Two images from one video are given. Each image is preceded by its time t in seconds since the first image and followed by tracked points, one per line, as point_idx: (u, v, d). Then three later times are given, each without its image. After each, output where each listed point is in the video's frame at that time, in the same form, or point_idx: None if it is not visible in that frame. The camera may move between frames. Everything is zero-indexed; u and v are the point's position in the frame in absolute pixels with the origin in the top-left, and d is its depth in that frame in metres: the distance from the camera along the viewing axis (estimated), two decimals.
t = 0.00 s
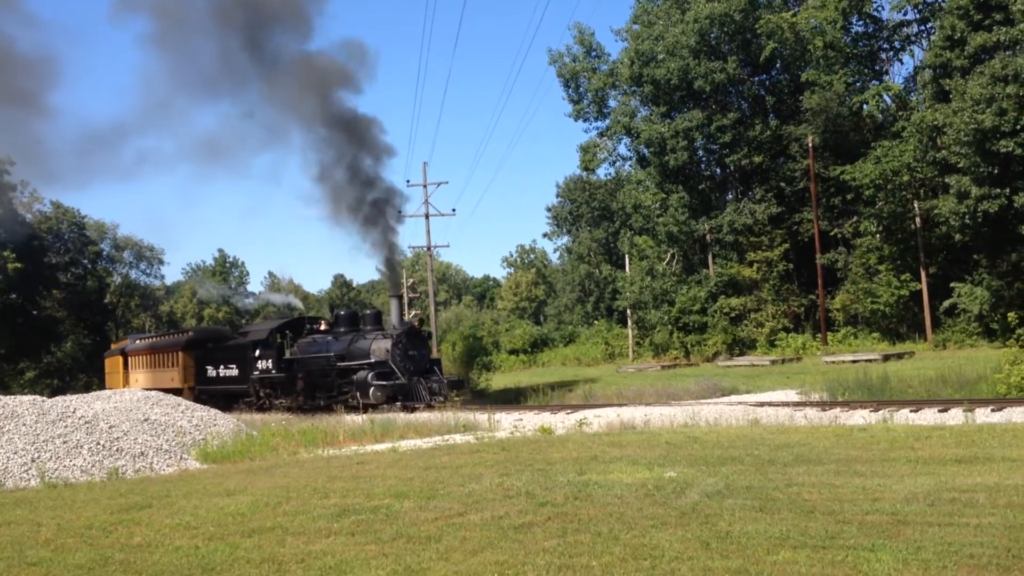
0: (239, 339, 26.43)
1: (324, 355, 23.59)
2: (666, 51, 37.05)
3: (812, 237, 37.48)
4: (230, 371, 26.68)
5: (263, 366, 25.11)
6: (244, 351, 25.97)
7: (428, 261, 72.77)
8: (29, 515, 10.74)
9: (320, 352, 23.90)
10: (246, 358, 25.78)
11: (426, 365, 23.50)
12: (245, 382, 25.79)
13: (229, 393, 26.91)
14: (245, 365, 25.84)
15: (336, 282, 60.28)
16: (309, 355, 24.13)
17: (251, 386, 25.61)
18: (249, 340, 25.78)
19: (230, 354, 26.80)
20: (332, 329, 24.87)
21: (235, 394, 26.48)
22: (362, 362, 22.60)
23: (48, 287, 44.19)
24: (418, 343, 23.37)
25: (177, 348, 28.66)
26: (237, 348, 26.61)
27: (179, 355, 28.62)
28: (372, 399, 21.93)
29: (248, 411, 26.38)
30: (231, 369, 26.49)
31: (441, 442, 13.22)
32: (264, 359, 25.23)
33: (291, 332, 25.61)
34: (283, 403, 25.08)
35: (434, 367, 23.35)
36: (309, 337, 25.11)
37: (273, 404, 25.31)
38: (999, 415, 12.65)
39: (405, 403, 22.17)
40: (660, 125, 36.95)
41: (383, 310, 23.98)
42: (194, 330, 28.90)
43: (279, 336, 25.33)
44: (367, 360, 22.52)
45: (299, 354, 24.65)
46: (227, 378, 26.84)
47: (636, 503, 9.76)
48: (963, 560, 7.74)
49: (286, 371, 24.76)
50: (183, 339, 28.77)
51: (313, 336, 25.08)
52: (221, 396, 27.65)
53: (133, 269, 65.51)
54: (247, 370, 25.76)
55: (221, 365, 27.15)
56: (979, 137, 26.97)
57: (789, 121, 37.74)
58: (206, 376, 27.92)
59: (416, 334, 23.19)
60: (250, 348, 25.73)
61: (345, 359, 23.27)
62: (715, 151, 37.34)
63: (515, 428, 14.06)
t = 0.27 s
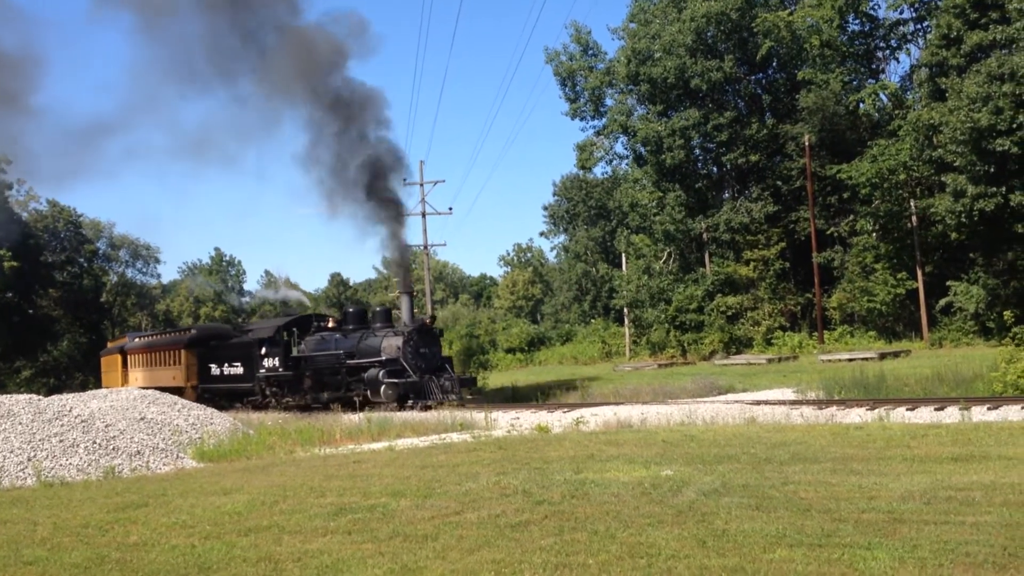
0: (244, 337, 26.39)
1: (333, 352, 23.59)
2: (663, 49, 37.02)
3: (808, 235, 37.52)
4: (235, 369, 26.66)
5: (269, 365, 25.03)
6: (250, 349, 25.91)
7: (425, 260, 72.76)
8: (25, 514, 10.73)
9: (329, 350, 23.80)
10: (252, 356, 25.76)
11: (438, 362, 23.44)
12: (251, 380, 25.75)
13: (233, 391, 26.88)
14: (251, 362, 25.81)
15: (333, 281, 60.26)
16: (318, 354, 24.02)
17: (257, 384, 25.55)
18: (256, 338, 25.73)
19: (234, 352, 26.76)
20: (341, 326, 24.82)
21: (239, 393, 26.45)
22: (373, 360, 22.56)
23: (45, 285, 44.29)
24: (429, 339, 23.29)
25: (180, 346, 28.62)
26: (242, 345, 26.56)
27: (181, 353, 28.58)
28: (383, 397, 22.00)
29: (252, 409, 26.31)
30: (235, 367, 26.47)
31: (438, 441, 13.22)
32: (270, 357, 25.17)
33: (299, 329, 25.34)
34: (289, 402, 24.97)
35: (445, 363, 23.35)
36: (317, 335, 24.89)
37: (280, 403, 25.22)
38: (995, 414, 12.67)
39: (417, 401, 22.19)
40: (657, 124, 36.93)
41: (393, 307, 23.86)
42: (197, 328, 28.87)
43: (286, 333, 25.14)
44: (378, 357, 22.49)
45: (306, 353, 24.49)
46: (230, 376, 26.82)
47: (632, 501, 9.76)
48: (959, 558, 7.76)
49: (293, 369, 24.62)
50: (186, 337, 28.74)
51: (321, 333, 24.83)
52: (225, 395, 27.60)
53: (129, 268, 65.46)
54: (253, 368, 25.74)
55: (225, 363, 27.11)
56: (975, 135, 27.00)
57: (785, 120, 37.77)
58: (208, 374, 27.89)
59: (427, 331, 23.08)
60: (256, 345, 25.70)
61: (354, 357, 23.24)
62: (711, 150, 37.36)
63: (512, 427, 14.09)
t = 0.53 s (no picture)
0: (249, 333, 26.47)
1: (342, 348, 23.35)
2: (659, 46, 36.92)
3: (805, 232, 37.55)
4: (240, 365, 26.78)
5: (275, 361, 25.13)
6: (256, 345, 26.00)
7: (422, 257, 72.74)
8: (22, 511, 10.73)
9: (336, 346, 23.62)
10: (258, 353, 25.87)
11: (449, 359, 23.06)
12: (257, 377, 25.87)
13: (238, 387, 27.00)
14: (257, 359, 25.93)
15: (329, 279, 60.24)
16: (326, 349, 23.87)
17: (263, 380, 25.71)
18: (262, 334, 25.79)
19: (239, 348, 26.86)
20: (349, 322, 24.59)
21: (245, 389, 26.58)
22: (383, 356, 22.26)
23: (42, 283, 43.63)
24: (441, 335, 22.90)
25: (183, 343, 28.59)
26: (247, 342, 26.67)
27: (185, 349, 28.54)
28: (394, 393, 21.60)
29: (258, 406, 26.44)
30: (241, 363, 26.59)
31: (434, 437, 13.21)
32: (277, 353, 25.27)
33: (306, 326, 25.20)
34: (296, 398, 25.06)
35: (457, 361, 22.90)
36: (324, 331, 24.78)
37: (286, 399, 25.31)
38: (991, 410, 12.69)
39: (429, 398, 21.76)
40: (653, 120, 36.90)
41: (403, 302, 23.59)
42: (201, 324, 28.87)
43: (293, 330, 25.08)
44: (388, 353, 22.18)
45: (314, 348, 24.42)
46: (236, 372, 26.94)
47: (629, 498, 9.78)
48: (955, 554, 7.77)
49: (301, 366, 24.67)
50: (188, 333, 28.72)
51: (327, 329, 24.74)
52: (229, 391, 27.71)
53: (125, 265, 65.46)
54: (259, 365, 25.85)
55: (230, 360, 27.20)
56: (971, 132, 27.04)
57: (781, 117, 37.78)
58: (213, 371, 27.95)
59: (438, 327, 22.77)
60: (262, 342, 25.81)
61: (364, 353, 22.97)
62: (708, 147, 37.36)
63: (508, 423, 14.10)
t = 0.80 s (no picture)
0: (255, 330, 26.49)
1: (352, 344, 23.30)
2: (656, 42, 36.86)
3: (801, 229, 37.55)
4: (246, 362, 26.81)
5: (283, 357, 25.15)
6: (263, 341, 26.04)
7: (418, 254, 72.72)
8: (18, 508, 10.71)
9: (346, 342, 23.58)
10: (265, 349, 25.91)
11: (461, 354, 22.91)
12: (263, 373, 25.89)
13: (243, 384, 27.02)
14: (264, 356, 25.96)
15: (325, 276, 60.20)
16: (335, 344, 23.82)
17: (269, 377, 25.73)
18: (268, 330, 25.79)
19: (245, 344, 26.91)
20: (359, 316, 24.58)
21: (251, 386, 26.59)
22: (394, 352, 22.18)
23: (37, 279, 43.50)
24: (453, 331, 22.72)
25: (185, 339, 28.47)
26: (253, 338, 26.71)
27: (187, 345, 28.41)
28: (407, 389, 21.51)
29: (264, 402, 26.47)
30: (246, 360, 26.61)
31: (430, 434, 13.20)
32: (284, 349, 25.26)
33: (313, 320, 25.26)
34: (303, 394, 25.03)
35: (470, 356, 22.71)
36: (333, 326, 24.78)
37: (293, 396, 25.31)
38: (987, 406, 12.71)
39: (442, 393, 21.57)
40: (649, 117, 36.85)
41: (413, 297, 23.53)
42: (204, 320, 28.79)
43: (301, 325, 25.07)
44: (400, 349, 22.10)
45: (321, 344, 24.36)
46: (241, 369, 26.96)
47: (625, 494, 9.79)
48: (951, 550, 7.80)
49: (308, 361, 24.64)
50: (191, 329, 28.65)
51: (336, 324, 24.73)
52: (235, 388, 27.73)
53: (121, 262, 65.44)
54: (266, 361, 25.88)
55: (235, 356, 27.24)
56: (967, 128, 27.09)
57: (778, 113, 37.87)
58: (217, 367, 27.94)
59: (450, 322, 22.63)
60: (269, 338, 25.84)
61: (374, 348, 22.91)
62: (704, 143, 37.23)
63: (505, 420, 14.08)
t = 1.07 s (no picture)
0: (264, 327, 26.35)
1: (364, 341, 23.11)
2: (653, 40, 36.84)
3: (798, 226, 37.65)
4: (254, 359, 26.72)
5: (292, 355, 25.03)
6: (273, 339, 25.92)
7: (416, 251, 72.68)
8: (16, 507, 10.71)
9: (358, 339, 23.39)
10: (273, 347, 25.81)
11: (475, 353, 22.78)
12: (272, 372, 25.80)
13: (251, 381, 26.96)
14: (273, 354, 25.87)
15: (323, 274, 60.17)
16: (346, 342, 23.64)
17: (278, 375, 25.65)
18: (279, 327, 25.64)
19: (253, 342, 26.80)
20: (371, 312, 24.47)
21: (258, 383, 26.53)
22: (408, 349, 21.97)
23: (35, 279, 43.53)
24: (466, 328, 22.53)
25: (190, 337, 28.60)
26: (262, 336, 26.58)
27: (191, 343, 28.55)
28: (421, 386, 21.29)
29: (273, 400, 26.40)
30: (254, 358, 26.51)
31: (428, 432, 13.19)
32: (293, 347, 25.12)
33: (323, 317, 25.01)
34: (313, 392, 24.94)
35: (484, 353, 22.53)
36: (344, 323, 24.59)
37: (303, 393, 25.25)
38: (985, 403, 12.72)
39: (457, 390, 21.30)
40: (647, 114, 36.79)
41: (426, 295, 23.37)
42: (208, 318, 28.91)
43: (311, 322, 24.86)
44: (413, 346, 21.91)
45: (332, 342, 24.19)
46: (248, 367, 26.87)
47: (623, 491, 9.80)
48: (948, 546, 7.81)
49: (319, 359, 24.51)
50: (195, 327, 28.76)
51: (348, 322, 24.52)
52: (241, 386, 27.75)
53: (118, 261, 65.42)
54: (275, 359, 25.78)
55: (242, 354, 27.14)
56: (964, 125, 26.98)
57: (775, 111, 37.78)
58: (223, 365, 27.99)
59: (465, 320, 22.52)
60: (279, 335, 25.70)
61: (386, 345, 22.72)
62: (701, 141, 37.20)
63: (503, 417, 14.10)
